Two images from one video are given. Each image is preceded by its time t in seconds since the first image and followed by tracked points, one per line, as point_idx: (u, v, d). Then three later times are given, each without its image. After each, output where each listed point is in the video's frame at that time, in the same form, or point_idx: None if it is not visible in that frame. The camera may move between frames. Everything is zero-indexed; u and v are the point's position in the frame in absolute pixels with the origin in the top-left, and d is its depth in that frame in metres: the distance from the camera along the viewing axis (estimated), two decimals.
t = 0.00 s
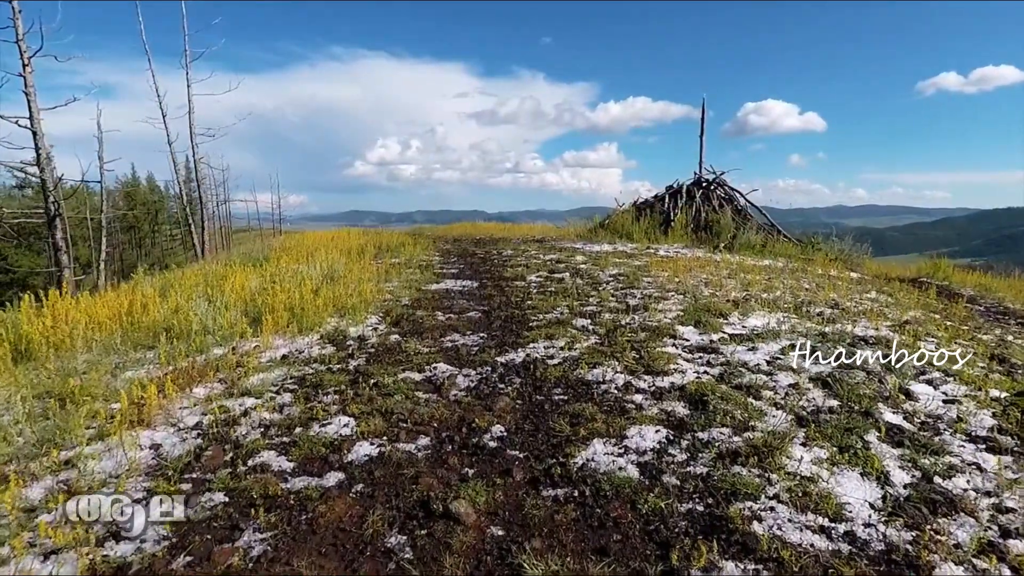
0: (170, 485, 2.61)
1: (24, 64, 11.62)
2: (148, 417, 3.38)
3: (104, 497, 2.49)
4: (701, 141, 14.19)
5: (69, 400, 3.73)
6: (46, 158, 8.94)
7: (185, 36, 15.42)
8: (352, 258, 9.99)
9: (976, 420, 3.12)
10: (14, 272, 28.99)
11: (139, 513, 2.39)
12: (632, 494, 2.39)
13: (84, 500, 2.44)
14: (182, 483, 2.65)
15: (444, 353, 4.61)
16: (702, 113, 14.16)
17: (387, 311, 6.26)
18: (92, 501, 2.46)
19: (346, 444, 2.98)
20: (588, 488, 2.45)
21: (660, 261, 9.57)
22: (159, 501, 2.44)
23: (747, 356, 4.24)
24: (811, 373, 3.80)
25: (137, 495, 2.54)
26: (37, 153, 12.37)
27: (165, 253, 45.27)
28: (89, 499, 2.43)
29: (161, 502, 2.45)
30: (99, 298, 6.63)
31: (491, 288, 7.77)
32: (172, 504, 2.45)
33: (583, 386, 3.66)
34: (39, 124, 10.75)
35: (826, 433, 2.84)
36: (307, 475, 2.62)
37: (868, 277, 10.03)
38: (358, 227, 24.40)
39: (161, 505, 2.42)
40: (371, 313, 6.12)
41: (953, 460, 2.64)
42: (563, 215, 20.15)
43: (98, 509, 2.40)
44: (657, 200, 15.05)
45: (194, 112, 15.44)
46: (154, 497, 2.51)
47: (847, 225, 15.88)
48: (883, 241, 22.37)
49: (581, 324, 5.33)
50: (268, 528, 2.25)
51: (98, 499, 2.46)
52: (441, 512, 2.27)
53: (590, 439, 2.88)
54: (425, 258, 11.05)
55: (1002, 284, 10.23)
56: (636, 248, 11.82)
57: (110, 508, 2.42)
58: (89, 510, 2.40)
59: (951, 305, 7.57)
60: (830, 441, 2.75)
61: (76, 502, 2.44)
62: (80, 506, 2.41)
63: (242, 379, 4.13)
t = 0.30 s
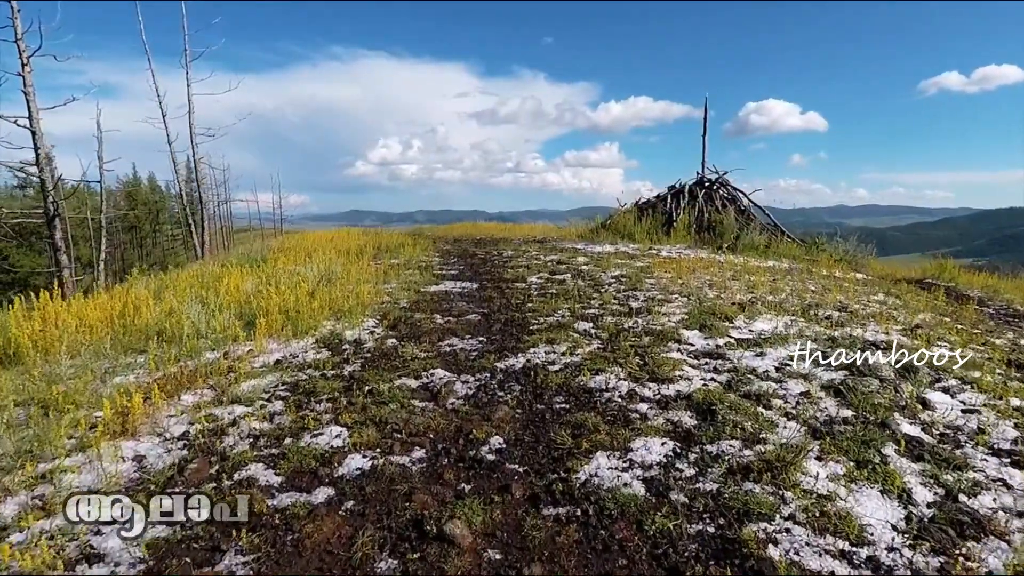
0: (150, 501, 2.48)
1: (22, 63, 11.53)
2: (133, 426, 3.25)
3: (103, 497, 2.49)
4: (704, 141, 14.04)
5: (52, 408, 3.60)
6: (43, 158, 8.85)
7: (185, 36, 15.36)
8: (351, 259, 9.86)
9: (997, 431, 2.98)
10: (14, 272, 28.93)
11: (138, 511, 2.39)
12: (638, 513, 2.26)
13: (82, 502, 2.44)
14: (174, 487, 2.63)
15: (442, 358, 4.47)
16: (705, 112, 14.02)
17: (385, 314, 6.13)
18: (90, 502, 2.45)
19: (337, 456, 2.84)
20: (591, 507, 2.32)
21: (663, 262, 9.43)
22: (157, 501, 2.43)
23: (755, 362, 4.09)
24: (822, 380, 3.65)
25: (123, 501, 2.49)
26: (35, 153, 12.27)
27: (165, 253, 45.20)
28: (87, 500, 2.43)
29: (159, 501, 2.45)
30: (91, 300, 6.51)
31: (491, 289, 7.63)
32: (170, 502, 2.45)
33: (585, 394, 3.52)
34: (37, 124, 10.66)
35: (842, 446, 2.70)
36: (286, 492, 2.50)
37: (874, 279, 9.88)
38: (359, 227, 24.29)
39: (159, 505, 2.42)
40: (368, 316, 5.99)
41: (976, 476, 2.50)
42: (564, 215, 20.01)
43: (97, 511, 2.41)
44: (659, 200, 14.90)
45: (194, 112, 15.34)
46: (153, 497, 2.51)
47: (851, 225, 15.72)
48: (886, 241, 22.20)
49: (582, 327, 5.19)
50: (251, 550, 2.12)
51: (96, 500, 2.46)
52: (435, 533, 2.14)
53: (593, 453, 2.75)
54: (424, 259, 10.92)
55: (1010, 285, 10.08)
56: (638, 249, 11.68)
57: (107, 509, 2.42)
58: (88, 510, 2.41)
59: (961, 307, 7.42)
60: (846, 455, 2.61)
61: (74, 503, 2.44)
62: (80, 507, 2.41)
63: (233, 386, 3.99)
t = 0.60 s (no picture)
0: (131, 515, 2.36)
1: (21, 63, 11.48)
2: (118, 434, 3.13)
3: (105, 497, 2.48)
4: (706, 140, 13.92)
5: (36, 415, 3.49)
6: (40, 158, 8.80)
7: (186, 35, 15.40)
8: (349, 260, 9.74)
9: (1017, 441, 2.84)
10: (14, 272, 28.89)
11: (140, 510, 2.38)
12: (643, 530, 2.14)
13: (84, 500, 2.44)
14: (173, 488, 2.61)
15: (439, 362, 4.35)
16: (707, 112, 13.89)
17: (382, 316, 6.01)
18: (92, 501, 2.45)
19: (329, 467, 2.72)
20: (593, 523, 2.20)
21: (665, 263, 9.31)
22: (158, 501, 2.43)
23: (763, 367, 3.96)
24: (833, 386, 3.51)
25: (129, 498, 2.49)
26: (34, 153, 12.21)
27: (166, 253, 45.16)
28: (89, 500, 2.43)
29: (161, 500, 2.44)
30: (85, 301, 6.41)
31: (491, 290, 7.50)
32: (166, 506, 2.42)
33: (587, 400, 3.39)
34: (34, 124, 10.56)
35: (857, 457, 2.57)
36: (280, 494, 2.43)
37: (879, 279, 9.75)
38: (359, 227, 24.18)
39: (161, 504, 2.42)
40: (366, 318, 5.88)
41: (999, 491, 2.36)
42: (565, 215, 19.91)
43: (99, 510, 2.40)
44: (661, 200, 14.78)
45: (194, 112, 15.31)
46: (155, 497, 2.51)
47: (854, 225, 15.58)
48: (888, 241, 22.06)
49: (584, 330, 5.07)
50: (234, 569, 2.00)
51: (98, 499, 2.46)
52: (429, 552, 2.03)
53: (596, 464, 2.62)
54: (424, 260, 10.80)
55: (1017, 286, 9.95)
56: (640, 249, 11.56)
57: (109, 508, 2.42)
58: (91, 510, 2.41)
59: (969, 308, 7.29)
60: (862, 467, 2.49)
61: (77, 503, 2.43)
62: (80, 509, 2.40)
63: (224, 390, 3.88)
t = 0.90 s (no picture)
0: (106, 532, 2.23)
1: (20, 62, 11.41)
2: (99, 443, 2.99)
3: (103, 498, 2.41)
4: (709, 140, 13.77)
5: (17, 422, 3.36)
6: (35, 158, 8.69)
7: (185, 35, 15.33)
8: (347, 261, 9.60)
9: None
10: (15, 273, 28.86)
11: (139, 509, 2.35)
12: (652, 552, 2.00)
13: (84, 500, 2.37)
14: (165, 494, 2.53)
15: (437, 366, 4.20)
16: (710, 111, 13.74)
17: (380, 318, 5.86)
18: (92, 501, 2.38)
19: (318, 479, 2.58)
20: (598, 543, 2.06)
21: (669, 264, 9.17)
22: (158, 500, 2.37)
23: (773, 372, 3.81)
24: (847, 393, 3.36)
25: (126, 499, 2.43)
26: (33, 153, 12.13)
27: (167, 253, 45.07)
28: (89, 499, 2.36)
29: (160, 498, 2.39)
30: (77, 303, 6.28)
31: (491, 292, 7.36)
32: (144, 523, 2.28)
33: (591, 407, 3.25)
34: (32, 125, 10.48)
35: (878, 470, 2.42)
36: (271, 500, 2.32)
37: (886, 280, 9.59)
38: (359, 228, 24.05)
39: (161, 502, 2.36)
40: (362, 320, 5.74)
41: None
42: (566, 215, 19.78)
43: (99, 511, 2.34)
44: (663, 200, 14.63)
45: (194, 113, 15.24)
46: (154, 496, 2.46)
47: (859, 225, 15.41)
48: (891, 242, 21.90)
49: (587, 333, 4.92)
50: None
51: (97, 499, 2.39)
52: None
53: (601, 477, 2.48)
54: (423, 260, 10.66)
55: None
56: (643, 250, 11.41)
57: (108, 509, 2.35)
58: (91, 510, 2.35)
59: (980, 310, 7.12)
60: (884, 481, 2.34)
61: (76, 503, 2.36)
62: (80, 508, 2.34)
63: (213, 396, 3.74)
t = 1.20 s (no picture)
0: (81, 548, 2.11)
1: (20, 62, 11.37)
2: (82, 451, 2.87)
3: (104, 496, 2.37)
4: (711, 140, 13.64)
5: None
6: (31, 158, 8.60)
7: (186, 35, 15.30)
8: (345, 261, 9.47)
9: None
10: (16, 274, 28.81)
11: (140, 509, 2.30)
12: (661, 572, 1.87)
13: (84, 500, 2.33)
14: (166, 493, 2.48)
15: (435, 370, 4.07)
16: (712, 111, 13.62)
17: (377, 319, 5.73)
18: (92, 501, 2.34)
19: (309, 490, 2.46)
20: (604, 562, 1.93)
21: (671, 265, 9.04)
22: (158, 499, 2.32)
23: (782, 376, 3.68)
24: (861, 399, 3.23)
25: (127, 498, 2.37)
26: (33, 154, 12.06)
27: (167, 254, 44.98)
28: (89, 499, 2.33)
29: (161, 497, 2.34)
30: (69, 304, 6.17)
31: (491, 293, 7.23)
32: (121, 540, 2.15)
33: (594, 414, 3.12)
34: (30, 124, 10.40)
35: (899, 483, 2.29)
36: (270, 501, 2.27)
37: (891, 281, 9.45)
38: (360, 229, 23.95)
39: (161, 502, 2.32)
40: (359, 322, 5.61)
41: None
42: (567, 216, 19.66)
43: (99, 511, 2.31)
44: (665, 200, 14.50)
45: (193, 113, 15.18)
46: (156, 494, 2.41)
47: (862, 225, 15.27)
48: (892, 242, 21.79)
49: (589, 335, 4.79)
50: None
51: (98, 498, 2.35)
52: None
53: (606, 489, 2.35)
54: (423, 261, 10.54)
55: None
56: (645, 250, 11.28)
57: (109, 509, 2.31)
58: (92, 510, 2.32)
59: (989, 312, 6.98)
60: (906, 494, 2.21)
61: (76, 503, 2.33)
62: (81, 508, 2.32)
63: (203, 401, 3.61)
